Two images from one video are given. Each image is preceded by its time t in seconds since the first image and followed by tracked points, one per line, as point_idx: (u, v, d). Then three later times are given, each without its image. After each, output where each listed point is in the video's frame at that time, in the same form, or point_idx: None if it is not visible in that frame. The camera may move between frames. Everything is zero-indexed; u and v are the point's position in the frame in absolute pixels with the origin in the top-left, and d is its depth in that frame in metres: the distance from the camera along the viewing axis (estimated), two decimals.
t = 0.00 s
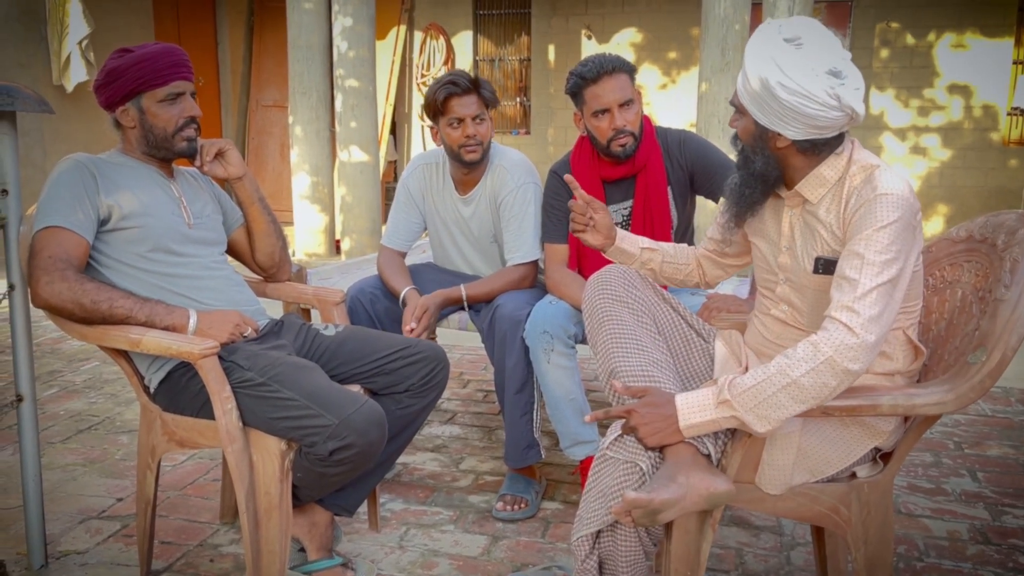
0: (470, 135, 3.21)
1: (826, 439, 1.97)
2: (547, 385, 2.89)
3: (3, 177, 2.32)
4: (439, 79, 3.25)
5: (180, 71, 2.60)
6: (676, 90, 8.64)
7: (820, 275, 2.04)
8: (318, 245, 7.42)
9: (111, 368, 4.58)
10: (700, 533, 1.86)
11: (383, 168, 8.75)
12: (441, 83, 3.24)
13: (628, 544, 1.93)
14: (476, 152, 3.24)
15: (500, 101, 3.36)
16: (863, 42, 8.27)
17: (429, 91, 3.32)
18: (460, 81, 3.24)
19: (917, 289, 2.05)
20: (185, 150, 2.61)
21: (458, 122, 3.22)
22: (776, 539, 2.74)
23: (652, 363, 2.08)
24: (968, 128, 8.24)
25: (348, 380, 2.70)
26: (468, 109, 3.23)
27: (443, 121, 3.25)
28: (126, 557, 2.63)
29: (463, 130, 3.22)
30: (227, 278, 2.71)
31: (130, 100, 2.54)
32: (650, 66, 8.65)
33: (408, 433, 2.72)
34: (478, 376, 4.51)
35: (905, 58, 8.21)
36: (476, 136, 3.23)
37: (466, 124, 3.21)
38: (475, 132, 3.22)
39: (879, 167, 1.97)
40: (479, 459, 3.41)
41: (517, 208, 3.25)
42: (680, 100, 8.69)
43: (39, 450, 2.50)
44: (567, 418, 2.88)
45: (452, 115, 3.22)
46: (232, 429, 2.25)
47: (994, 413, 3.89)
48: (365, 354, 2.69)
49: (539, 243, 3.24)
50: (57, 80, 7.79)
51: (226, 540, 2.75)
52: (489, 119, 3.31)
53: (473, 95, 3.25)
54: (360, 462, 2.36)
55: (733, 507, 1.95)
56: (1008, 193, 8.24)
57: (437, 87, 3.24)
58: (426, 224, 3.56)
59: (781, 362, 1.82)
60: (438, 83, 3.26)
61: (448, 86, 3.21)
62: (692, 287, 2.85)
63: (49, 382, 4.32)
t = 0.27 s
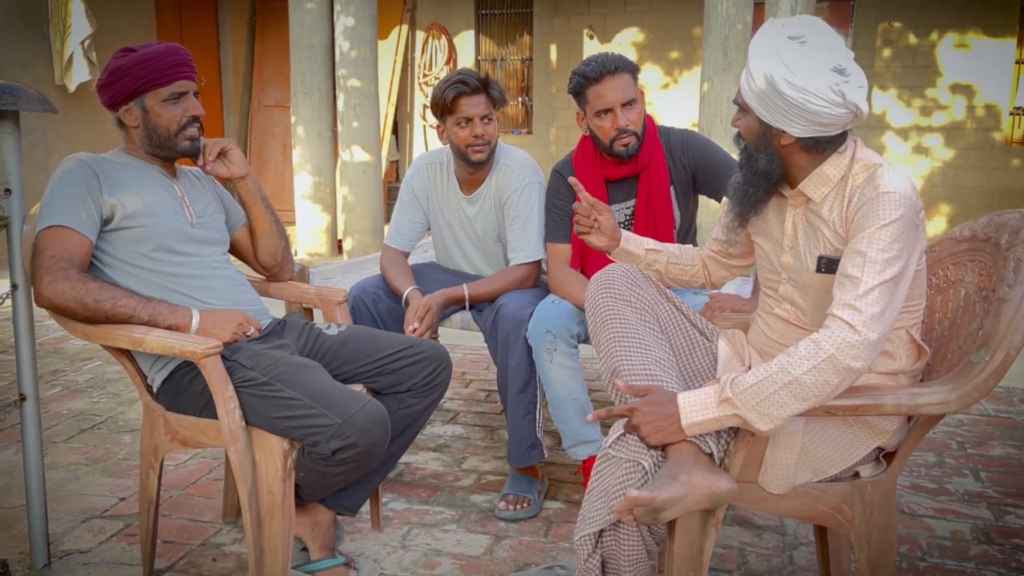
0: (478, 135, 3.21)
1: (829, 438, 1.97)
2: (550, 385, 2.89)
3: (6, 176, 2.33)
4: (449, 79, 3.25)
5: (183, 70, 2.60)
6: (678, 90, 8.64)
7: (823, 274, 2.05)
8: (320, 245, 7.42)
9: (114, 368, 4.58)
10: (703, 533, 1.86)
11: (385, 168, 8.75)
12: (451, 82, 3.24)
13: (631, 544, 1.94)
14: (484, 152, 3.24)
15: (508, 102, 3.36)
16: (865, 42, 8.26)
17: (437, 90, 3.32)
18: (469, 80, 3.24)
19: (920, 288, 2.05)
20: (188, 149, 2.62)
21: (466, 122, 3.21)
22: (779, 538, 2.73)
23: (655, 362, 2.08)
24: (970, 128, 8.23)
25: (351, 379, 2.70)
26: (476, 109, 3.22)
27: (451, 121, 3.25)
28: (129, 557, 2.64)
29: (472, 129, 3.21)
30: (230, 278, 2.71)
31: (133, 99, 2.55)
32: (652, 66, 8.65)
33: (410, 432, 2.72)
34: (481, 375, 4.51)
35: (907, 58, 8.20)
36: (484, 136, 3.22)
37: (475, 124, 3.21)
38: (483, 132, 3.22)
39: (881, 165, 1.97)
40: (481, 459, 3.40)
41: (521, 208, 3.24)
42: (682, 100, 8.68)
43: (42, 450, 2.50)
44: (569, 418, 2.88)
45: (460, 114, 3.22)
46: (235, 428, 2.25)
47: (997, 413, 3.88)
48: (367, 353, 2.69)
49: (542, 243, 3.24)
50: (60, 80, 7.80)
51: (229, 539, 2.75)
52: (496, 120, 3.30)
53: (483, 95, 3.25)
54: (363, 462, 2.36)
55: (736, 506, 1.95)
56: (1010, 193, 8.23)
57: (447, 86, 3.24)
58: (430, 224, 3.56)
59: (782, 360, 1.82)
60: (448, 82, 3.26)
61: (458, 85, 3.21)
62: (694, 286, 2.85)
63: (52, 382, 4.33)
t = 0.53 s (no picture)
0: (479, 133, 3.21)
1: (832, 437, 1.97)
2: (552, 385, 2.89)
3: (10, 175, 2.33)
4: (447, 79, 3.25)
5: (186, 69, 2.61)
6: (680, 90, 8.63)
7: (827, 270, 2.05)
8: (322, 245, 7.43)
9: (116, 367, 4.58)
10: (705, 531, 1.86)
11: (387, 168, 8.75)
12: (450, 82, 3.24)
13: (633, 542, 1.94)
14: (485, 150, 3.23)
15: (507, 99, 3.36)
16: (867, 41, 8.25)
17: (436, 90, 3.32)
18: (467, 79, 3.23)
19: (923, 287, 2.05)
20: (190, 147, 2.63)
21: (466, 121, 3.21)
22: (781, 538, 2.73)
23: (657, 362, 2.08)
24: (972, 127, 8.23)
25: (353, 379, 2.70)
26: (476, 107, 3.22)
27: (451, 120, 3.25)
28: (131, 555, 2.64)
29: (472, 128, 3.21)
30: (232, 277, 2.72)
31: (136, 98, 2.55)
32: (654, 66, 8.65)
33: (412, 431, 2.72)
34: (482, 375, 4.51)
35: (910, 57, 8.19)
36: (485, 134, 3.22)
37: (474, 122, 3.21)
38: (483, 130, 3.21)
39: (888, 161, 1.98)
40: (483, 458, 3.40)
41: (524, 207, 3.24)
42: (684, 99, 8.68)
43: (45, 448, 2.50)
44: (571, 417, 2.88)
45: (460, 113, 3.22)
46: (237, 427, 2.25)
47: (999, 413, 3.88)
48: (369, 352, 2.70)
49: (544, 243, 3.24)
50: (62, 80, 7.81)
51: (231, 538, 2.75)
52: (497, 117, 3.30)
53: (481, 93, 3.24)
54: (365, 461, 2.36)
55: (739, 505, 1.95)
56: (1013, 193, 8.22)
57: (446, 85, 3.24)
58: (432, 223, 3.56)
59: (783, 356, 1.83)
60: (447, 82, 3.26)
61: (456, 84, 3.21)
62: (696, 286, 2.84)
63: (54, 381, 4.33)
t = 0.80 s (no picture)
0: (476, 133, 3.21)
1: (833, 437, 1.97)
2: (553, 384, 2.89)
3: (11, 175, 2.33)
4: (443, 80, 3.24)
5: (188, 69, 2.61)
6: (681, 90, 8.63)
7: (826, 266, 2.05)
8: (323, 245, 7.44)
9: (117, 366, 4.59)
10: (707, 531, 1.86)
11: (388, 168, 8.75)
12: (445, 82, 3.23)
13: (634, 542, 1.94)
14: (483, 150, 3.23)
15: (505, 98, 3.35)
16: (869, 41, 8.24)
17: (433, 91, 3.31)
18: (463, 80, 3.22)
19: (923, 285, 2.05)
20: (192, 147, 2.63)
21: (462, 121, 3.21)
22: (782, 538, 2.73)
23: (659, 361, 2.08)
24: (974, 127, 8.22)
25: (354, 379, 2.70)
26: (472, 107, 3.22)
27: (448, 121, 3.25)
28: (132, 556, 2.64)
29: (469, 129, 3.21)
30: (233, 276, 2.72)
31: (138, 99, 2.55)
32: (655, 66, 8.65)
33: (413, 431, 2.72)
34: (484, 375, 4.51)
35: (911, 57, 8.19)
36: (482, 133, 3.22)
37: (472, 122, 3.21)
38: (481, 129, 3.21)
39: (884, 157, 1.98)
40: (484, 458, 3.40)
41: (525, 207, 3.24)
42: (685, 99, 8.67)
43: (46, 448, 2.50)
44: (573, 418, 2.88)
45: (457, 114, 3.21)
46: (238, 427, 2.25)
47: (1001, 413, 3.87)
48: (371, 352, 2.70)
49: (545, 243, 3.24)
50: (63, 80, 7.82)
51: (232, 538, 2.76)
52: (494, 117, 3.30)
53: (477, 93, 3.23)
54: (366, 461, 2.36)
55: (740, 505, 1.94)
56: (1015, 193, 8.21)
57: (441, 87, 3.23)
58: (432, 223, 3.56)
59: (780, 350, 1.82)
60: (443, 83, 3.25)
61: (452, 85, 3.20)
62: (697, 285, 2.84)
63: (56, 381, 4.33)
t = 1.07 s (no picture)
0: (474, 130, 3.20)
1: (835, 437, 1.96)
2: (555, 384, 2.88)
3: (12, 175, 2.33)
4: (444, 75, 3.24)
5: (189, 69, 2.61)
6: (683, 89, 8.62)
7: (828, 264, 2.04)
8: (325, 244, 7.44)
9: (118, 366, 4.58)
10: (708, 532, 1.86)
11: (389, 167, 8.75)
12: (446, 79, 3.23)
13: (635, 543, 1.93)
14: (480, 148, 3.22)
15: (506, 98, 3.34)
16: (871, 41, 8.23)
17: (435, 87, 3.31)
18: (464, 76, 3.22)
19: (924, 283, 2.04)
20: (194, 147, 2.62)
21: (462, 118, 3.21)
22: (784, 538, 2.72)
23: (661, 361, 2.07)
24: (976, 127, 8.21)
25: (355, 379, 2.70)
26: (472, 105, 3.22)
27: (449, 118, 3.25)
28: (133, 556, 2.64)
29: (468, 126, 3.21)
30: (234, 276, 2.71)
31: (139, 98, 2.55)
32: (657, 65, 8.64)
33: (414, 432, 2.71)
34: (485, 375, 4.50)
35: (913, 57, 8.17)
36: (481, 132, 3.22)
37: (470, 120, 3.21)
38: (479, 128, 3.21)
39: (884, 154, 1.98)
40: (486, 458, 3.40)
41: (526, 207, 3.24)
42: (687, 99, 8.67)
43: (46, 448, 2.50)
44: (574, 418, 2.87)
45: (457, 111, 3.22)
46: (239, 427, 2.25)
47: (1003, 413, 3.86)
48: (371, 352, 2.69)
49: (546, 243, 3.23)
50: (65, 79, 7.82)
51: (233, 538, 2.75)
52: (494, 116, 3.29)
53: (478, 91, 3.23)
54: (366, 461, 2.35)
55: (742, 506, 1.94)
56: (1017, 192, 8.20)
57: (443, 83, 3.23)
58: (433, 223, 3.56)
59: (780, 346, 1.82)
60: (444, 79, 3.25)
61: (452, 82, 3.20)
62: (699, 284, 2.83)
63: (57, 381, 4.33)
